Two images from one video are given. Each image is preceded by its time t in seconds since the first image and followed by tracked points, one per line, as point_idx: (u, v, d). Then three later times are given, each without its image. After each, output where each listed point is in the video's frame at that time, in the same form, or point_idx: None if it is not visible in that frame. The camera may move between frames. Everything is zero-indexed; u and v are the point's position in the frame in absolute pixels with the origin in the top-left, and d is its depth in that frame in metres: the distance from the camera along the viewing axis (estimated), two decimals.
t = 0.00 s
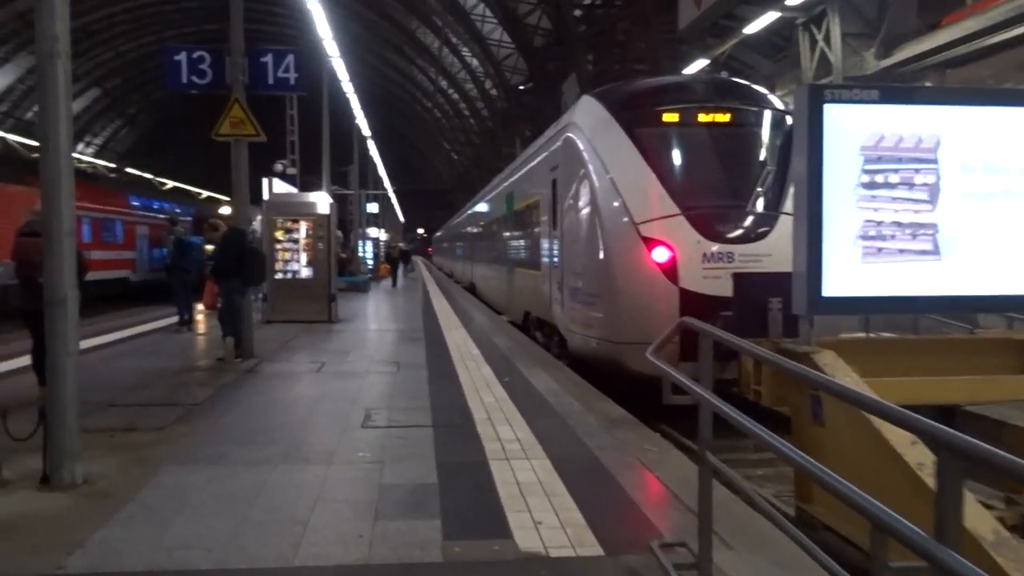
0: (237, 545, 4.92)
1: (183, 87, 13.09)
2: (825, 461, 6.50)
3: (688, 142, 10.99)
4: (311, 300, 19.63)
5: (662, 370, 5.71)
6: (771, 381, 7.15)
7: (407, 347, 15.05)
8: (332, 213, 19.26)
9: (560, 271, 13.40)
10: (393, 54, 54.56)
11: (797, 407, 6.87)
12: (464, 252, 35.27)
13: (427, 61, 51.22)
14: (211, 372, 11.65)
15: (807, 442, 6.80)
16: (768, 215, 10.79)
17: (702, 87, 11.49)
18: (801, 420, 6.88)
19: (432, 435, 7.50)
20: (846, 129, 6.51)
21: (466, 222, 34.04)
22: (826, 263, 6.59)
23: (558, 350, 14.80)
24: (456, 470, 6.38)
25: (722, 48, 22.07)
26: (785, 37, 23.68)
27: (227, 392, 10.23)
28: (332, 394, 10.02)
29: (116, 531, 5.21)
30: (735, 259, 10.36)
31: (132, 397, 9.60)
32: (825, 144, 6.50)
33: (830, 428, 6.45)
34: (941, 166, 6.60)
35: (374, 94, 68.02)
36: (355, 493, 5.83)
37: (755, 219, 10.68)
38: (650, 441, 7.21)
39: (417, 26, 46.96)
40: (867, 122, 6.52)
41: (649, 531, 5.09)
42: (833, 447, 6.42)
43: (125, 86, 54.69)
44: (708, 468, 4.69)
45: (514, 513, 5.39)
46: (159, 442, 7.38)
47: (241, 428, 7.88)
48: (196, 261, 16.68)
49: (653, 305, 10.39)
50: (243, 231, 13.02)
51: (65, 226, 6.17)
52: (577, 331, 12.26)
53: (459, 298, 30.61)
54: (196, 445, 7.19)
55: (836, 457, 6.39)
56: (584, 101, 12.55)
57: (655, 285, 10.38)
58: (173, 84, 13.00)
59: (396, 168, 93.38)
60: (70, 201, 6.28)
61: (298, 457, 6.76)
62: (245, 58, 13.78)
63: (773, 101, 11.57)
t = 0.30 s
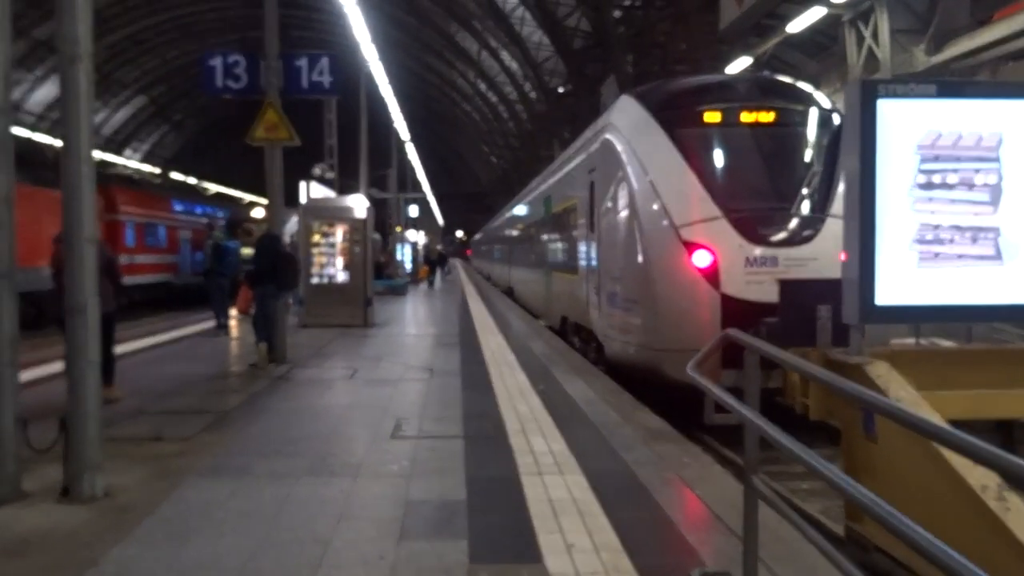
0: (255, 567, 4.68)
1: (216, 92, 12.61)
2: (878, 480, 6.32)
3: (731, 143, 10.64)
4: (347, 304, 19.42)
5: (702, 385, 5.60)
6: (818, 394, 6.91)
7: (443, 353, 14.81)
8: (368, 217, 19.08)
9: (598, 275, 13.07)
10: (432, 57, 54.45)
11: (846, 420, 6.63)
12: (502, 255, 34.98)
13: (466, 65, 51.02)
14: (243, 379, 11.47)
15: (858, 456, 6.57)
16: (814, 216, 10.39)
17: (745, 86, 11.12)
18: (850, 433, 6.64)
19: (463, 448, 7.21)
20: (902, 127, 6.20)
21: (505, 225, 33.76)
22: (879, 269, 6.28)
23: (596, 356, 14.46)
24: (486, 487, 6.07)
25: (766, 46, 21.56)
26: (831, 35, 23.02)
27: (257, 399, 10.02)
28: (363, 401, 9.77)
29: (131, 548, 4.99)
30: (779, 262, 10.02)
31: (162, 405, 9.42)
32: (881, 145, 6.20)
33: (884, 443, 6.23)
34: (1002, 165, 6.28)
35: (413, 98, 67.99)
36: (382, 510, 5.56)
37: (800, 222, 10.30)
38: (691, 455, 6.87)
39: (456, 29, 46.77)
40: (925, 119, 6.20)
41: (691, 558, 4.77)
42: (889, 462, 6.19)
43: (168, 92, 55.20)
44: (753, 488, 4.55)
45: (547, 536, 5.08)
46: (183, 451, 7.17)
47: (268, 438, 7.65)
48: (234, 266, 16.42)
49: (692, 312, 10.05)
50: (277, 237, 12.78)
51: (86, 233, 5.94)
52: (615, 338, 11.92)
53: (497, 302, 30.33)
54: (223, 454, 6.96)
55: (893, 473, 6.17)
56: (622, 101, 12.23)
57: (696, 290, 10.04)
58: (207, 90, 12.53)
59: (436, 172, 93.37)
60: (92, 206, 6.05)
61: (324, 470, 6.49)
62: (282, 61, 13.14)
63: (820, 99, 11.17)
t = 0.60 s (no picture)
0: None
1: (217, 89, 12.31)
2: (898, 489, 6.07)
3: (742, 141, 10.39)
4: (351, 305, 19.16)
5: (717, 392, 5.44)
6: (835, 400, 6.65)
7: (447, 354, 14.57)
8: (373, 217, 18.88)
9: (605, 276, 12.82)
10: (438, 58, 54.19)
11: (865, 426, 6.39)
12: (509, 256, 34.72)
13: (472, 65, 50.74)
14: (243, 382, 11.23)
15: (877, 464, 6.33)
16: (826, 216, 10.15)
17: (756, 83, 10.85)
18: (869, 440, 6.40)
19: (465, 454, 6.95)
20: (922, 122, 5.95)
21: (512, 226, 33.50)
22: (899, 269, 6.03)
23: (603, 358, 14.20)
24: (489, 496, 5.82)
25: (776, 44, 21.25)
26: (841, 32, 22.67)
27: (256, 403, 9.78)
28: (364, 405, 9.52)
29: (115, 561, 4.75)
30: (790, 263, 9.81)
31: (158, 409, 9.19)
32: (900, 140, 5.96)
33: (905, 451, 5.98)
34: None
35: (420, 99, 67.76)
36: (380, 521, 5.32)
37: (812, 221, 10.07)
38: (702, 462, 6.60)
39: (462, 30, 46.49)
40: (947, 113, 5.96)
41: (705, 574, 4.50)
42: (910, 471, 5.95)
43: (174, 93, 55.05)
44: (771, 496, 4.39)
45: (553, 551, 4.81)
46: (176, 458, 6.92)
47: (264, 443, 7.40)
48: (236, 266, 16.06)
49: (701, 314, 9.80)
50: (279, 238, 12.54)
51: (72, 231, 5.70)
52: (622, 339, 11.66)
53: (504, 303, 30.08)
54: (217, 460, 6.71)
55: (913, 483, 5.93)
56: (630, 98, 11.97)
57: (705, 292, 9.79)
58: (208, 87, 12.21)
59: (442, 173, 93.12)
60: (77, 203, 5.81)
61: (321, 478, 6.25)
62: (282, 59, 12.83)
63: (832, 96, 10.89)
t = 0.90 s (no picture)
0: None
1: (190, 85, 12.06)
2: (899, 497, 5.80)
3: (730, 137, 10.12)
4: (332, 304, 18.78)
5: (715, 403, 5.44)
6: (832, 405, 6.36)
7: (430, 356, 14.27)
8: (354, 216, 18.54)
9: (591, 275, 12.54)
10: (422, 55, 53.74)
11: (864, 432, 6.10)
12: (494, 255, 34.36)
13: (457, 63, 50.29)
14: (218, 386, 10.89)
15: (876, 472, 6.05)
16: (815, 213, 9.87)
17: (744, 77, 10.57)
18: (867, 448, 6.11)
19: (446, 463, 6.66)
20: (922, 114, 5.68)
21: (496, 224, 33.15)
22: (899, 269, 5.75)
23: (588, 358, 13.91)
24: (471, 511, 5.53)
25: (763, 40, 20.98)
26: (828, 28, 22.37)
27: (230, 409, 9.44)
28: (342, 411, 9.20)
29: None
30: (781, 261, 9.56)
31: (128, 416, 8.84)
32: (900, 133, 5.69)
33: (906, 459, 5.70)
34: None
35: (403, 96, 67.29)
36: (354, 539, 5.01)
37: (802, 219, 9.80)
38: (692, 471, 6.32)
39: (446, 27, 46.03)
40: (948, 106, 5.69)
41: None
42: (911, 481, 5.67)
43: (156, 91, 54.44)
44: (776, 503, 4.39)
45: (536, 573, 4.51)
46: (140, 469, 6.59)
47: (237, 453, 7.08)
48: (214, 267, 15.65)
49: (690, 313, 9.53)
50: (255, 235, 12.18)
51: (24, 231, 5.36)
52: (609, 340, 11.38)
53: (488, 302, 29.77)
54: (186, 474, 6.39)
55: (915, 494, 5.65)
56: (616, 93, 11.67)
57: (694, 291, 9.52)
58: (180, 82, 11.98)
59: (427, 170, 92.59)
60: (30, 203, 5.47)
61: (294, 492, 5.93)
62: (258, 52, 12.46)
63: (822, 91, 10.61)
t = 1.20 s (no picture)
0: None
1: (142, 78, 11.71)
2: (876, 495, 5.63)
3: (697, 128, 9.95)
4: (296, 304, 18.44)
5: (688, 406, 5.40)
6: (806, 401, 6.17)
7: (396, 355, 14.00)
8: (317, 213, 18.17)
9: (558, 270, 12.34)
10: (387, 51, 53.25)
11: (839, 428, 5.93)
12: (462, 251, 34.08)
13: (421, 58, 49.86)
14: (176, 390, 10.58)
15: (852, 469, 5.88)
16: (784, 204, 9.70)
17: (710, 67, 10.39)
18: (845, 445, 5.94)
19: (408, 469, 6.41)
20: (895, 99, 5.48)
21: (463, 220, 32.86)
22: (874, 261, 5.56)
23: (557, 355, 13.71)
24: (432, 518, 5.31)
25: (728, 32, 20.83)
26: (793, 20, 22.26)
27: (187, 415, 9.13)
28: (303, 414, 8.92)
29: None
30: (751, 254, 9.37)
31: (79, 424, 8.51)
32: (873, 120, 5.49)
33: (883, 457, 5.52)
34: (1007, 142, 5.58)
35: (368, 92, 66.71)
36: (309, 553, 4.76)
37: (771, 210, 9.63)
38: (663, 472, 6.12)
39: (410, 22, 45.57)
40: (922, 91, 5.50)
41: None
42: (889, 478, 5.48)
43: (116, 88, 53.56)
44: (752, 507, 4.37)
45: None
46: (86, 483, 6.28)
47: (191, 462, 6.79)
48: (171, 266, 15.26)
49: (660, 307, 9.33)
50: (210, 234, 11.85)
51: None
52: (578, 336, 11.18)
53: (455, 299, 29.47)
54: (134, 488, 6.09)
55: (894, 493, 5.46)
56: (581, 85, 11.45)
57: (664, 285, 9.33)
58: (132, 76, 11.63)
59: (394, 167, 92.00)
60: None
61: (248, 504, 5.68)
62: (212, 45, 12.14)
63: (788, 80, 10.45)
